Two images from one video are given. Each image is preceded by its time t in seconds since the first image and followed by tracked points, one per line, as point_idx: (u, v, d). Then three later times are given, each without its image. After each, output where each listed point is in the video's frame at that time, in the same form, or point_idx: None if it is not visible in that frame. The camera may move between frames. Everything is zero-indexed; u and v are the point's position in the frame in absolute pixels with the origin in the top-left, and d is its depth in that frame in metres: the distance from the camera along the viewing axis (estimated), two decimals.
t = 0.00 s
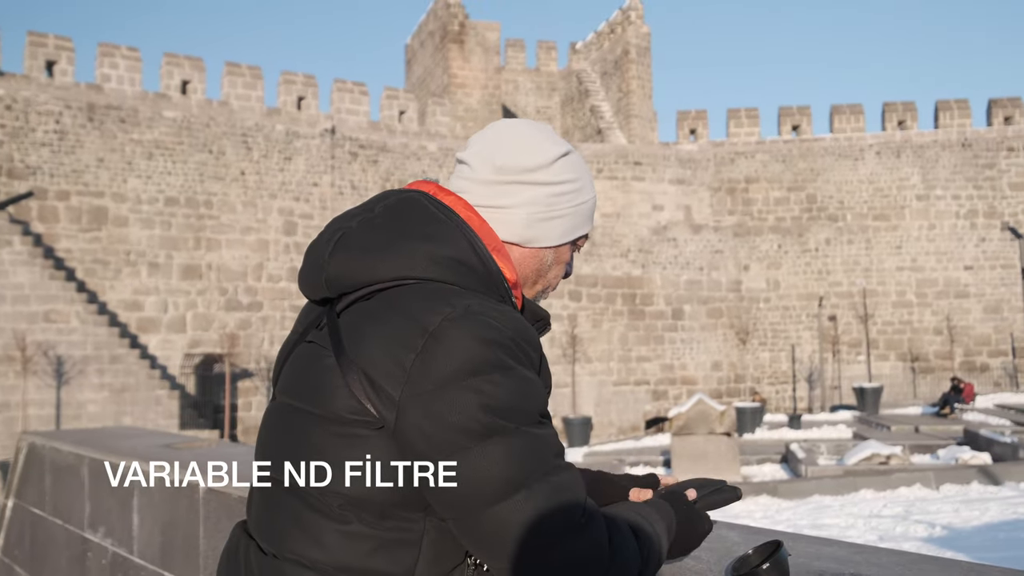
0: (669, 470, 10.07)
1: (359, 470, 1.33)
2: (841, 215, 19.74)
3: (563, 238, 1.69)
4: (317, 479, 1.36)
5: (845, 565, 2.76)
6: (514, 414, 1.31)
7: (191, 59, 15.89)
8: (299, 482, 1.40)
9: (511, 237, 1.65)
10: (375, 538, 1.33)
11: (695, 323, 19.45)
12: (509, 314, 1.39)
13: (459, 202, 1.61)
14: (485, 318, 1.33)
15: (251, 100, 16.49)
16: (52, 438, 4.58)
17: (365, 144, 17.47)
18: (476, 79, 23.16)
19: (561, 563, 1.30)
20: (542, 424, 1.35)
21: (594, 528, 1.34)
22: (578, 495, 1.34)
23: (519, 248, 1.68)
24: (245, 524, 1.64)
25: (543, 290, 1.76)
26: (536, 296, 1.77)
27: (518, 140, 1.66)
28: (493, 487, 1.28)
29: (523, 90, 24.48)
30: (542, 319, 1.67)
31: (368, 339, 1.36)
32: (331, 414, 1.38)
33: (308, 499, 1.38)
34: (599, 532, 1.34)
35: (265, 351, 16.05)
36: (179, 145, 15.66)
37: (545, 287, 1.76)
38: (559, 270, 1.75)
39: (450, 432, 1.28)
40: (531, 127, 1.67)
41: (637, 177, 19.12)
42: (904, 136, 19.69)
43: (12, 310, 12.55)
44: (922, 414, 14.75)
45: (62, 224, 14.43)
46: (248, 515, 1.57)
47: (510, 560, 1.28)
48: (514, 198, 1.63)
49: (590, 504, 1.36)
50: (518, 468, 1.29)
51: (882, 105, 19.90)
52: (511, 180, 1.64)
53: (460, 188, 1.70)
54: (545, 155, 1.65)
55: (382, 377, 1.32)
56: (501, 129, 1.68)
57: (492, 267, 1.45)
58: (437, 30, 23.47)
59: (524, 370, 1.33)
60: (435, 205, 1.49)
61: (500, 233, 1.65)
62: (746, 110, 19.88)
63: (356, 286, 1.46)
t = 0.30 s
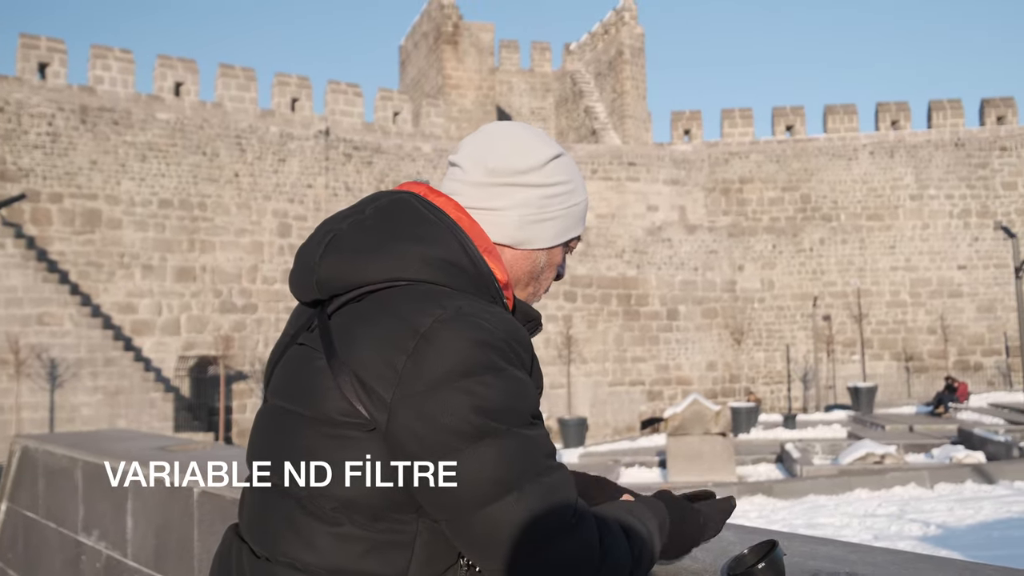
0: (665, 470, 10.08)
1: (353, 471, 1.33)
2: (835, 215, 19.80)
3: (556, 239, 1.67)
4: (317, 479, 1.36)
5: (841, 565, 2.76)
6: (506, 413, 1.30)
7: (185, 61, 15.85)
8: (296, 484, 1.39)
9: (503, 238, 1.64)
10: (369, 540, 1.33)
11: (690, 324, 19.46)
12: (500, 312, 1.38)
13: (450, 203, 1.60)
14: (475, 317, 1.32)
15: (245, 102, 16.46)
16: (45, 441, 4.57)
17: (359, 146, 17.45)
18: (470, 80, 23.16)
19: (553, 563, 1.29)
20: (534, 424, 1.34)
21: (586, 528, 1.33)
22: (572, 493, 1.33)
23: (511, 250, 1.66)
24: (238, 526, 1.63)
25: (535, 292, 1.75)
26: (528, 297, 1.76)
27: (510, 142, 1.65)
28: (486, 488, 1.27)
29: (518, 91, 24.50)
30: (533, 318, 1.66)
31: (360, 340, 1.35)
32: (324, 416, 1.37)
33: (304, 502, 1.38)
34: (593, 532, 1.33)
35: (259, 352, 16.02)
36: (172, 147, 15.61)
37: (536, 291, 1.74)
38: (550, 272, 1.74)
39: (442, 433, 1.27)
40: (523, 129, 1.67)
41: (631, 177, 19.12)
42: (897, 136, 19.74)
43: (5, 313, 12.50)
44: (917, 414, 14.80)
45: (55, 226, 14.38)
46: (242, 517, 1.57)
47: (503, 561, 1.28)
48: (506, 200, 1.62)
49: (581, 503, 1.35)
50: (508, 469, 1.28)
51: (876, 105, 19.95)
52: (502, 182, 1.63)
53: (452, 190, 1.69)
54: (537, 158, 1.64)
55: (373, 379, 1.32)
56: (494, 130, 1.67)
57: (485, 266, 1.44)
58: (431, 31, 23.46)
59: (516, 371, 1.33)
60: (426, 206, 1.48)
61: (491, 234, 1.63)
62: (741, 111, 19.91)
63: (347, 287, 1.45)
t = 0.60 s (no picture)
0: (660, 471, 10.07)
1: (355, 473, 1.32)
2: (830, 215, 19.80)
3: (550, 242, 1.68)
4: (317, 479, 1.34)
5: (838, 566, 2.74)
6: (504, 412, 1.30)
7: (179, 64, 15.89)
8: (292, 486, 1.38)
9: (498, 241, 1.64)
10: (368, 545, 1.32)
11: (686, 324, 19.45)
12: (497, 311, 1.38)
13: (445, 206, 1.60)
14: (473, 316, 1.32)
15: (239, 105, 16.49)
16: (40, 444, 4.56)
17: (353, 148, 17.49)
18: (464, 81, 23.18)
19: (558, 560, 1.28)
20: (534, 423, 1.34)
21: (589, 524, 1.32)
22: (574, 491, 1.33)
23: (506, 253, 1.67)
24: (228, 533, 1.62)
25: (528, 294, 1.75)
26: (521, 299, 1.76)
27: (505, 144, 1.64)
28: (489, 487, 1.27)
29: (512, 92, 24.53)
30: (526, 320, 1.65)
31: (357, 341, 1.34)
32: (320, 419, 1.36)
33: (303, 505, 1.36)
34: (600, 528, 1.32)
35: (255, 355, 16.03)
36: (167, 150, 15.64)
37: (528, 293, 1.75)
38: (544, 274, 1.74)
39: (441, 434, 1.26)
40: (517, 132, 1.67)
41: (626, 179, 19.10)
42: (891, 136, 19.74)
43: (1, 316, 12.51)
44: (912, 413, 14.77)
45: (51, 230, 14.41)
46: (234, 524, 1.55)
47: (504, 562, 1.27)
48: (502, 202, 1.62)
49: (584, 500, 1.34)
50: (507, 467, 1.28)
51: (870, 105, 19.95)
52: (497, 185, 1.63)
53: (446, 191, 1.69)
54: (532, 160, 1.63)
55: (372, 380, 1.31)
56: (489, 132, 1.67)
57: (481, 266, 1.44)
58: (425, 33, 23.50)
59: (514, 369, 1.32)
60: (420, 208, 1.48)
61: (486, 237, 1.64)
62: (735, 111, 19.92)
63: (342, 289, 1.44)
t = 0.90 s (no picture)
0: (659, 472, 10.04)
1: (353, 474, 1.26)
2: (831, 218, 19.70)
3: (540, 242, 1.64)
4: (317, 479, 1.28)
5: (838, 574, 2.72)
6: (495, 418, 1.25)
7: (179, 64, 15.92)
8: (291, 487, 1.31)
9: (487, 240, 1.60)
10: (359, 550, 1.27)
11: (685, 326, 19.40)
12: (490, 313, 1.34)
13: (435, 203, 1.55)
14: (464, 317, 1.27)
15: (239, 105, 16.50)
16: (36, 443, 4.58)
17: (353, 148, 17.52)
18: (464, 81, 23.16)
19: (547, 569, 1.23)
20: (526, 430, 1.30)
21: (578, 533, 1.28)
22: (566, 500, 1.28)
23: (495, 252, 1.63)
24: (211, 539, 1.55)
25: (517, 296, 1.71)
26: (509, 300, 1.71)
27: (496, 143, 1.61)
28: (477, 495, 1.23)
29: (512, 93, 24.64)
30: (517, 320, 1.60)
31: (347, 340, 1.29)
32: (311, 422, 1.30)
33: (299, 504, 1.30)
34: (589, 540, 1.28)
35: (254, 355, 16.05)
36: (167, 149, 15.67)
37: (517, 294, 1.70)
38: (533, 274, 1.71)
39: (433, 437, 1.21)
40: (507, 130, 1.63)
41: (626, 180, 19.04)
42: (893, 137, 19.65)
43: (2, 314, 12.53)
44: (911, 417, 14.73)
45: (51, 229, 14.45)
46: (218, 529, 1.48)
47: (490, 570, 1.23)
48: (493, 201, 1.59)
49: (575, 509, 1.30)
50: (497, 473, 1.23)
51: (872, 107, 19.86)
52: (488, 181, 1.59)
53: (434, 190, 1.64)
54: (523, 156, 1.60)
55: (363, 381, 1.25)
56: (478, 130, 1.63)
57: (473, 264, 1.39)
58: (425, 33, 23.50)
59: (506, 373, 1.28)
60: (410, 205, 1.44)
61: (475, 234, 1.59)
62: (735, 112, 19.87)
63: (333, 286, 1.38)
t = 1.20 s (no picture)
0: (666, 472, 9.98)
1: (353, 473, 1.24)
2: (837, 214, 19.60)
3: (523, 247, 1.64)
4: (317, 480, 1.27)
5: None
6: (475, 428, 1.25)
7: (184, 65, 16.01)
8: (289, 486, 1.29)
9: (472, 245, 1.60)
10: (342, 567, 1.25)
11: (691, 324, 19.37)
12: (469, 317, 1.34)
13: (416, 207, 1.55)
14: (443, 325, 1.27)
15: (243, 105, 16.56)
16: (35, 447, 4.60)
17: (357, 147, 17.52)
18: (468, 80, 23.22)
19: None
20: (509, 441, 1.30)
21: (556, 549, 1.26)
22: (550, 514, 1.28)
23: (479, 258, 1.63)
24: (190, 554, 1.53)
25: (500, 300, 1.71)
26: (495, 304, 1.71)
27: (480, 144, 1.60)
28: (459, 510, 1.22)
29: (516, 91, 24.71)
30: (501, 326, 1.60)
31: (324, 348, 1.29)
32: (291, 433, 1.30)
33: (294, 506, 1.28)
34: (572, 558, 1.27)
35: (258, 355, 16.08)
36: (172, 150, 15.74)
37: (503, 297, 1.71)
38: (516, 281, 1.71)
39: (413, 446, 1.21)
40: (493, 131, 1.63)
41: (631, 177, 19.06)
42: (899, 133, 19.52)
43: (9, 316, 12.59)
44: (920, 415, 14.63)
45: (58, 230, 14.55)
46: (197, 546, 1.46)
47: None
48: (478, 205, 1.58)
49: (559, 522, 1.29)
50: (480, 490, 1.23)
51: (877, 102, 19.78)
52: (472, 185, 1.58)
53: (417, 191, 1.63)
54: (508, 160, 1.59)
55: (341, 390, 1.26)
56: (461, 132, 1.62)
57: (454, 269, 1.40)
58: (428, 32, 23.54)
59: (488, 381, 1.28)
60: (389, 208, 1.45)
61: (458, 239, 1.59)
62: (740, 109, 19.77)
63: (307, 292, 1.39)
